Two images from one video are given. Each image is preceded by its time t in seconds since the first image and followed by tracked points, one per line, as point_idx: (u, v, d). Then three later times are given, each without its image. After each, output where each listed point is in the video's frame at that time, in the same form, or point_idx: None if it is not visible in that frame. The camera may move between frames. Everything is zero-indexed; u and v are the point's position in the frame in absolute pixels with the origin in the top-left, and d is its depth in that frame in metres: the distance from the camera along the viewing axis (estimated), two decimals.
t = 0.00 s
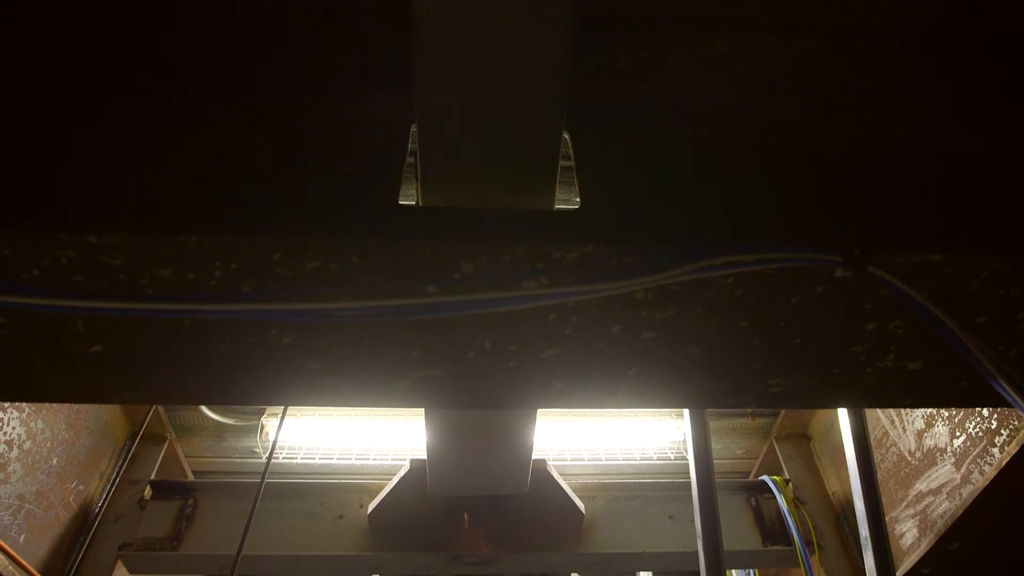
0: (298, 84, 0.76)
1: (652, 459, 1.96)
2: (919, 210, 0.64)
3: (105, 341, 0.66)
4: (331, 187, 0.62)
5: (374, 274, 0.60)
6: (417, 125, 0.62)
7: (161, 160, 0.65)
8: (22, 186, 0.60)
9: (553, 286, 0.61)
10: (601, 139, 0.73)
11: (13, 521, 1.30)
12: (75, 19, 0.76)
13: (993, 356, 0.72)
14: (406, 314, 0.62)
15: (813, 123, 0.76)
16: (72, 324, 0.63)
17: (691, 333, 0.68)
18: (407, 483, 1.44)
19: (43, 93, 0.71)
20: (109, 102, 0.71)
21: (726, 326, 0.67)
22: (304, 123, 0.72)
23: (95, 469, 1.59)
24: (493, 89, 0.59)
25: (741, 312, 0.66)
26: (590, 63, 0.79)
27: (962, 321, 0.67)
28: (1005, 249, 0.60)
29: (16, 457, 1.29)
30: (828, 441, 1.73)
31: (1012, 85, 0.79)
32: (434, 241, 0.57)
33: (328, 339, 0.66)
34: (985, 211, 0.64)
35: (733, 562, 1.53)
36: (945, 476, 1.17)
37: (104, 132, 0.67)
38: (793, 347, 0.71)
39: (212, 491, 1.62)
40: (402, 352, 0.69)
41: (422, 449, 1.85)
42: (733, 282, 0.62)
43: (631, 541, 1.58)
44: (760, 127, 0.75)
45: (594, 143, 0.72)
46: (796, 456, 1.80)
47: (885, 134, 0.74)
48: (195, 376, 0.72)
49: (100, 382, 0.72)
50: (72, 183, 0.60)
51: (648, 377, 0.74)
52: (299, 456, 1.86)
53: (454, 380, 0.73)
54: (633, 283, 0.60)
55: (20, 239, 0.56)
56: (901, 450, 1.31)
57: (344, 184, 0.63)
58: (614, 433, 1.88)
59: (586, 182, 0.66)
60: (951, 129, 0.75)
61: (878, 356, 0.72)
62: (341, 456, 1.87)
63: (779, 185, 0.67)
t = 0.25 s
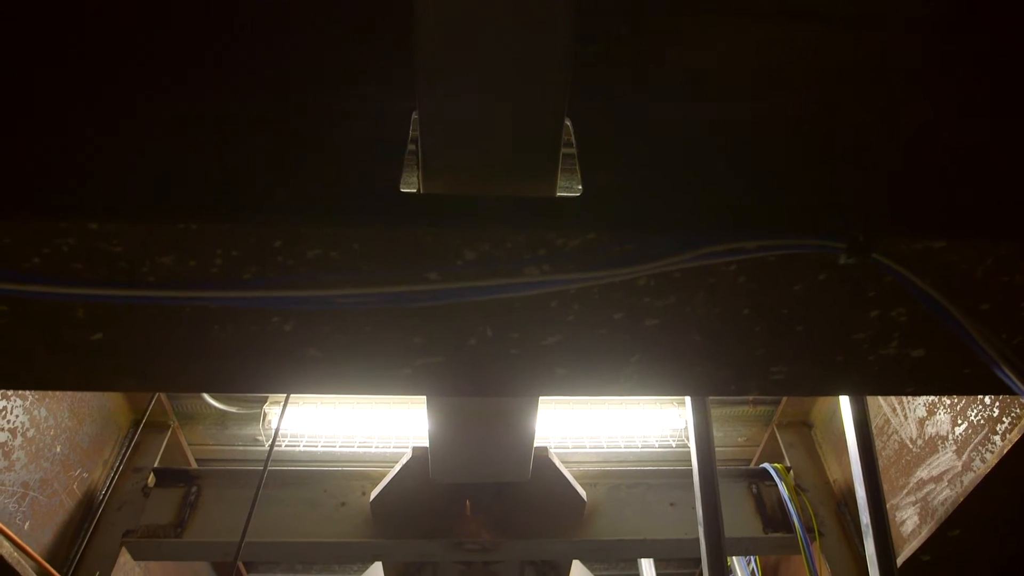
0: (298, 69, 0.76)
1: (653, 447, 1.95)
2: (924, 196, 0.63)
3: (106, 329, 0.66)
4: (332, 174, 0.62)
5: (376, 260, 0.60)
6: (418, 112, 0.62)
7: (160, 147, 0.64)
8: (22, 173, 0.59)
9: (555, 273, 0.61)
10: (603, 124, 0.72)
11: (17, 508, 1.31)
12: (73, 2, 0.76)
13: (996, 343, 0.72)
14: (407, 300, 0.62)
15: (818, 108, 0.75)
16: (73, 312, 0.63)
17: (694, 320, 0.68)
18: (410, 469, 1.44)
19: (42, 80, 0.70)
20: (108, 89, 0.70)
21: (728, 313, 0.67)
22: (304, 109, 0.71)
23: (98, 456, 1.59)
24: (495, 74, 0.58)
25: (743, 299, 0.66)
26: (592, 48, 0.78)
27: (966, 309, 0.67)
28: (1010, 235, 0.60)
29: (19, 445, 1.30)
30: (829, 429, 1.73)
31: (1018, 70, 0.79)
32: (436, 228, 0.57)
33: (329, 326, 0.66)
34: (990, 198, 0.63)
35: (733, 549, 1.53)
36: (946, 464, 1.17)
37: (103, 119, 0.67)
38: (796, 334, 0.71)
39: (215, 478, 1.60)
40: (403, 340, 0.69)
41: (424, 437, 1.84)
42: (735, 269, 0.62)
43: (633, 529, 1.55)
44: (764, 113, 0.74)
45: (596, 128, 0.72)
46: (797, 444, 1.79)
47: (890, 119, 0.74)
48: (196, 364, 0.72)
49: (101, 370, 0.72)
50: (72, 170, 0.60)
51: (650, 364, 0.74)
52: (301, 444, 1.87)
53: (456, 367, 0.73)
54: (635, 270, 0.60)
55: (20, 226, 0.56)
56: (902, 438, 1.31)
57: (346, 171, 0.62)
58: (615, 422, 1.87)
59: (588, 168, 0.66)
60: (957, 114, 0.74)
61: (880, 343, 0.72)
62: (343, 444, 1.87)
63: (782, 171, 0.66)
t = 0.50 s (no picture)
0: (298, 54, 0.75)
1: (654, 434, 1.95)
2: (927, 182, 0.63)
3: (107, 315, 0.66)
4: (333, 159, 0.62)
5: (377, 246, 0.60)
6: (419, 97, 0.61)
7: (160, 132, 0.64)
8: (22, 159, 0.59)
9: (557, 258, 0.61)
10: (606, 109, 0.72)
11: (21, 494, 1.31)
12: None
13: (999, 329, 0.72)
14: (409, 286, 0.61)
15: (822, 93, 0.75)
16: (74, 299, 0.63)
17: (696, 306, 0.68)
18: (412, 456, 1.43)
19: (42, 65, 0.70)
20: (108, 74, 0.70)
21: (730, 300, 0.67)
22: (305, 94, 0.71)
23: (101, 443, 1.59)
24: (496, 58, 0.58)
25: (745, 285, 0.66)
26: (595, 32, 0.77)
27: (969, 295, 0.67)
28: (1014, 221, 0.60)
29: (23, 432, 1.31)
30: (830, 415, 1.72)
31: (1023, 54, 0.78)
32: (437, 213, 0.57)
33: (330, 313, 0.66)
34: (993, 183, 0.63)
35: (735, 535, 1.53)
36: (947, 450, 1.17)
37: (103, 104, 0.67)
38: (798, 320, 0.71)
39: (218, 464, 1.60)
40: (405, 327, 0.69)
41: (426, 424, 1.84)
42: (737, 255, 0.62)
43: (635, 516, 1.54)
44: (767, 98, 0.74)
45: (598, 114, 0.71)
46: (798, 431, 1.77)
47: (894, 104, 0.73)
48: (197, 350, 0.72)
49: (102, 357, 0.72)
50: (72, 156, 0.60)
51: (651, 351, 0.74)
52: (303, 431, 1.87)
53: (457, 354, 0.73)
54: (637, 255, 0.60)
55: (20, 212, 0.56)
56: (903, 424, 1.31)
57: (347, 156, 0.62)
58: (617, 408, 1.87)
59: (590, 154, 0.65)
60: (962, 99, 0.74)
61: (882, 330, 0.72)
62: (345, 431, 1.87)
63: (785, 156, 0.66)
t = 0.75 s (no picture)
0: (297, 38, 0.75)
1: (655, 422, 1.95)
2: (931, 168, 0.63)
3: (107, 302, 0.65)
4: (333, 146, 0.61)
5: (378, 233, 0.60)
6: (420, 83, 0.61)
7: (160, 118, 0.64)
8: (21, 146, 0.59)
9: (558, 246, 0.61)
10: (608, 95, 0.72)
11: (24, 482, 1.32)
12: None
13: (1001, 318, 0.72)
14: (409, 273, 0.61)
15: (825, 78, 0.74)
16: (74, 286, 0.63)
17: (697, 293, 0.67)
18: (413, 445, 1.43)
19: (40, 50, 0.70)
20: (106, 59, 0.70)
21: (732, 287, 0.67)
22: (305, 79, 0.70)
23: (103, 431, 1.58)
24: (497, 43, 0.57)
25: (747, 273, 0.65)
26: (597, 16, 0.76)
27: (972, 283, 0.67)
28: (1017, 208, 0.59)
29: (25, 419, 1.31)
30: (831, 403, 1.71)
31: None
32: (438, 200, 0.57)
33: (331, 300, 0.66)
34: (997, 170, 0.63)
35: (735, 522, 1.54)
36: (947, 438, 1.17)
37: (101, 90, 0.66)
38: (800, 308, 0.70)
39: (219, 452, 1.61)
40: (405, 314, 0.68)
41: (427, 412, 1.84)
42: (740, 242, 0.61)
43: (635, 503, 1.55)
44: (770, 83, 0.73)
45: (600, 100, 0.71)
46: (799, 418, 1.76)
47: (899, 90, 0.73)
48: (198, 337, 0.72)
49: (102, 344, 0.72)
50: (71, 142, 0.60)
51: (652, 338, 0.74)
52: (304, 419, 1.87)
53: (458, 341, 0.73)
54: (639, 242, 0.60)
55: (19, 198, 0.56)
56: (904, 412, 1.32)
57: (347, 143, 0.62)
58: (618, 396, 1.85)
59: (592, 140, 0.65)
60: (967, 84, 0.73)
61: (885, 318, 0.72)
62: (346, 418, 1.86)
63: (788, 142, 0.66)
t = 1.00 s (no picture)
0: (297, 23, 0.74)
1: (657, 411, 1.95)
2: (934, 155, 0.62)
3: (108, 290, 0.65)
4: (334, 132, 0.61)
5: (378, 220, 0.59)
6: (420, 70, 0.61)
7: (159, 105, 0.63)
8: (19, 134, 0.59)
9: (559, 233, 0.60)
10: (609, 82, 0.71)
11: (27, 469, 1.32)
12: None
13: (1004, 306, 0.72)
14: (410, 261, 0.61)
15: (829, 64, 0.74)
16: (74, 274, 0.63)
17: (699, 281, 0.67)
18: (414, 433, 1.43)
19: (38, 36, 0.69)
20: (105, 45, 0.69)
21: (734, 274, 0.67)
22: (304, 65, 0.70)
23: (105, 419, 1.58)
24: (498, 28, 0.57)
25: (749, 260, 0.65)
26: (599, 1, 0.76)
27: (974, 271, 0.67)
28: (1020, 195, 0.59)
29: (27, 407, 1.31)
30: (832, 391, 1.71)
31: None
32: (439, 187, 0.57)
33: (331, 288, 0.65)
34: (1000, 157, 0.63)
35: (735, 510, 1.54)
36: (948, 427, 1.18)
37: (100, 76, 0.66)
38: (802, 296, 0.70)
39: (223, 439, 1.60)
40: (406, 301, 0.68)
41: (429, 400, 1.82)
42: (742, 229, 0.61)
43: (635, 491, 1.55)
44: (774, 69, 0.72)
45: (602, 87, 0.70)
46: (801, 407, 1.76)
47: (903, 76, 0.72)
48: (198, 325, 0.71)
49: (103, 332, 0.72)
50: (70, 129, 0.59)
51: (653, 326, 0.74)
52: (306, 407, 1.87)
53: (459, 329, 0.73)
54: (640, 230, 0.60)
55: (19, 186, 0.55)
56: (905, 401, 1.32)
57: (347, 130, 0.62)
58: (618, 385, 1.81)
59: (593, 126, 0.65)
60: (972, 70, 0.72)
61: (887, 306, 0.71)
62: (347, 407, 1.86)
63: (791, 129, 0.65)
